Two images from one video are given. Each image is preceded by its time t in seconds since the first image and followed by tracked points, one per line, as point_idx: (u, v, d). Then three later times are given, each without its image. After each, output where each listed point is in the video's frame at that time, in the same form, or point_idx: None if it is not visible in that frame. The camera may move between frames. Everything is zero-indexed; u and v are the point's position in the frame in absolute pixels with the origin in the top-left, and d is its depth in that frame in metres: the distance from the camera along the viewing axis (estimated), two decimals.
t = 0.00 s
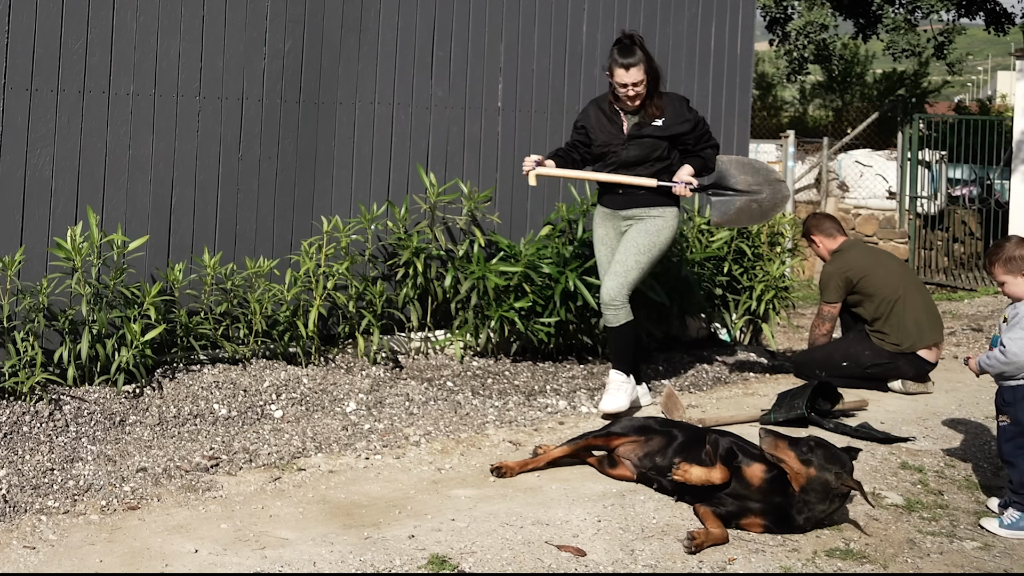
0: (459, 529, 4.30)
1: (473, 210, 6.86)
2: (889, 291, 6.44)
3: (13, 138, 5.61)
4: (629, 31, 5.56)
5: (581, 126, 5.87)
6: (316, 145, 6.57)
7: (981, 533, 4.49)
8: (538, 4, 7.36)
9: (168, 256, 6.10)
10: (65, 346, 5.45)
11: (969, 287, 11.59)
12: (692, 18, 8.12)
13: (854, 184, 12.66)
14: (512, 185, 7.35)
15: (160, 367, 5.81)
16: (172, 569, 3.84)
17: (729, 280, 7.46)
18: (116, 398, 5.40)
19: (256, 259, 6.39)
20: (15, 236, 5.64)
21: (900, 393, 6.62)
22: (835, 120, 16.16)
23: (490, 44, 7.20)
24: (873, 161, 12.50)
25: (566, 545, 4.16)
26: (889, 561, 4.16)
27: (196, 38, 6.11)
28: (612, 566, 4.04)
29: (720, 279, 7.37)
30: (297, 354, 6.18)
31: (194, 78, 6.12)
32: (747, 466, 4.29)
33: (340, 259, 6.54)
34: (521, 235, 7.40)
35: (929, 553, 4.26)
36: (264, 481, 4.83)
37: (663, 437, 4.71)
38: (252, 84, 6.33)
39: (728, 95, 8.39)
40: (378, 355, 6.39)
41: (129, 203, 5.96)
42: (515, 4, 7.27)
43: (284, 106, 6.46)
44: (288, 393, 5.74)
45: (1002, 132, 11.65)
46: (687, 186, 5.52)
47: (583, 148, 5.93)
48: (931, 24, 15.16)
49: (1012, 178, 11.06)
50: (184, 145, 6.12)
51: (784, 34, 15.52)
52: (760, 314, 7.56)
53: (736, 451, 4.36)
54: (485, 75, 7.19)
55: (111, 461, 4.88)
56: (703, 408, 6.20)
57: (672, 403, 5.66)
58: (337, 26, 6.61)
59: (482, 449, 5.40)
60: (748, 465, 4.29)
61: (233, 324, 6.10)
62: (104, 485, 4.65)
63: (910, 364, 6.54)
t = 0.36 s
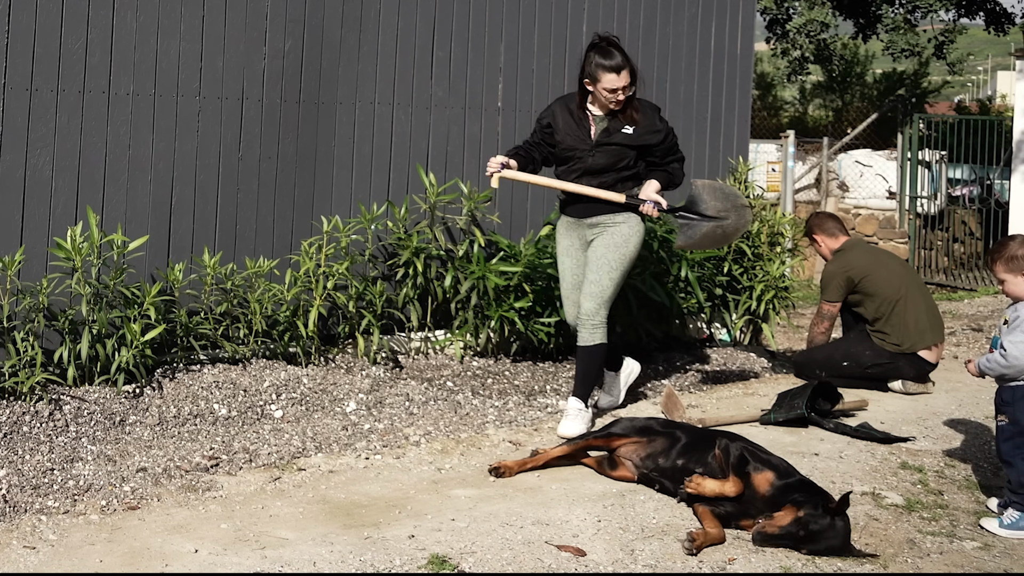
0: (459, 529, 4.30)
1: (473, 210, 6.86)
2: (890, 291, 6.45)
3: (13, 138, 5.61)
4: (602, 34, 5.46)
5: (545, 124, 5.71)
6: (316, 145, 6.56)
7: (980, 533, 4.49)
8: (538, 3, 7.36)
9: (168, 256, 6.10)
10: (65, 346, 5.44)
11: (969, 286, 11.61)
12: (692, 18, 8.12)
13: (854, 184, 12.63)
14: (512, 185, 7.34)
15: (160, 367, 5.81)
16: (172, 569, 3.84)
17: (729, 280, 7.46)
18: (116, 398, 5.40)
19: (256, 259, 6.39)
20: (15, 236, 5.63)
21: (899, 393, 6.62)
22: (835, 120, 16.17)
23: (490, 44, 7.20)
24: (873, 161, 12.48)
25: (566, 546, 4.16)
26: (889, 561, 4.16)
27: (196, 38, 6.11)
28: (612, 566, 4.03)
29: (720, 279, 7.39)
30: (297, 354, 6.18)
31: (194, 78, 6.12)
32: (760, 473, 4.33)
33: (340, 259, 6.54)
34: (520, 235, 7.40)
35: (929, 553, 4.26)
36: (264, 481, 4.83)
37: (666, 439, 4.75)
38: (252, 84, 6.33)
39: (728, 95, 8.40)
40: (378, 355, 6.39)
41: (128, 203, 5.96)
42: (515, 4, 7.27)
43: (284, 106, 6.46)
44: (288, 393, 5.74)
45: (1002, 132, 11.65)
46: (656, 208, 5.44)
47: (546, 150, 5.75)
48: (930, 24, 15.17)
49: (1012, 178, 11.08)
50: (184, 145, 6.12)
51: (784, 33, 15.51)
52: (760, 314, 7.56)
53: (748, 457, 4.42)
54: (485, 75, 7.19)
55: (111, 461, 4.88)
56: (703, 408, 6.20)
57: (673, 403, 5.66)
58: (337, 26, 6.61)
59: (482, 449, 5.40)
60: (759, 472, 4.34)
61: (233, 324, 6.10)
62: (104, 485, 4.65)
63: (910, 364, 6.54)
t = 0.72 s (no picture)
0: (459, 529, 4.30)
1: (473, 210, 6.86)
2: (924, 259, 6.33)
3: (14, 139, 5.61)
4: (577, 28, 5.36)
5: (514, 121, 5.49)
6: (315, 145, 6.56)
7: (981, 533, 4.48)
8: (538, 3, 7.36)
9: (168, 256, 6.10)
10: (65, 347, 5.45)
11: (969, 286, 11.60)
12: (692, 18, 8.12)
13: (854, 184, 12.72)
14: (512, 185, 7.34)
15: (160, 367, 5.82)
16: (172, 569, 3.84)
17: (729, 280, 7.49)
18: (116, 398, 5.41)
19: (257, 259, 6.39)
20: (16, 236, 5.64)
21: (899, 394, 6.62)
22: (835, 120, 16.19)
23: (490, 44, 7.20)
24: (873, 161, 12.58)
25: (566, 545, 4.16)
26: (889, 561, 4.15)
27: (196, 38, 6.11)
28: (611, 566, 4.03)
29: (720, 278, 7.41)
30: (297, 354, 6.19)
31: (194, 78, 6.12)
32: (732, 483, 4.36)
33: (340, 259, 6.54)
34: (520, 235, 7.40)
35: (930, 553, 4.25)
36: (264, 481, 4.83)
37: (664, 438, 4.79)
38: (252, 84, 6.33)
39: (728, 95, 8.40)
40: (378, 355, 6.40)
41: (129, 203, 5.96)
42: (515, 4, 7.26)
43: (284, 106, 6.46)
44: (288, 393, 5.74)
45: (1002, 132, 11.62)
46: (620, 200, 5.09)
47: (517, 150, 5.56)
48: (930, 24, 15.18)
49: (1012, 178, 11.09)
50: (184, 145, 6.12)
51: (783, 33, 15.51)
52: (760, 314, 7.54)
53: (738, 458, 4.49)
54: (485, 75, 7.19)
55: (111, 461, 4.88)
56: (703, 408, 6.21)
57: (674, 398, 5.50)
58: (336, 26, 6.61)
59: (482, 449, 5.41)
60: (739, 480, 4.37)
61: (233, 324, 6.10)
62: (104, 485, 4.65)
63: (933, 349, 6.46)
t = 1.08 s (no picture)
0: (459, 529, 4.30)
1: (474, 210, 6.87)
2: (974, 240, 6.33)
3: (14, 139, 5.61)
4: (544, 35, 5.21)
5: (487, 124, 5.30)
6: (315, 145, 6.56)
7: (981, 533, 4.47)
8: (538, 3, 7.35)
9: (168, 256, 6.10)
10: (65, 347, 5.45)
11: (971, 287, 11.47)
12: (692, 18, 8.12)
13: (854, 184, 12.72)
14: (512, 185, 7.34)
15: (160, 367, 5.82)
16: (171, 569, 3.84)
17: (729, 280, 7.49)
18: (116, 398, 5.41)
19: (257, 259, 6.39)
20: (16, 236, 5.64)
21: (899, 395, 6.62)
22: (835, 120, 16.21)
23: (490, 43, 7.20)
24: (873, 162, 12.60)
25: (566, 545, 4.16)
26: (889, 562, 4.15)
27: (196, 38, 6.11)
28: (611, 566, 4.03)
29: (720, 278, 7.41)
30: (297, 354, 6.19)
31: (194, 79, 6.12)
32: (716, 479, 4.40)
33: (340, 259, 6.54)
34: (521, 235, 7.40)
35: (930, 553, 4.25)
36: (264, 481, 4.83)
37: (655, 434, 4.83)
38: (252, 84, 6.33)
39: (728, 95, 8.39)
40: (378, 355, 6.40)
41: (128, 203, 5.96)
42: (515, 4, 7.26)
43: (284, 106, 6.46)
44: (288, 393, 5.74)
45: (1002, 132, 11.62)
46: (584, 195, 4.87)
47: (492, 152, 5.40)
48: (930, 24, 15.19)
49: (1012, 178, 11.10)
50: (184, 145, 6.12)
51: (783, 33, 15.51)
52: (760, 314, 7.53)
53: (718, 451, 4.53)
54: (485, 75, 7.19)
55: (111, 461, 4.88)
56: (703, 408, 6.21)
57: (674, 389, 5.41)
58: (337, 26, 6.61)
59: (482, 449, 5.41)
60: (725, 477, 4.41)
61: (233, 324, 6.11)
62: (104, 485, 4.65)
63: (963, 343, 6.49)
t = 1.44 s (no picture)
0: (459, 529, 4.30)
1: (473, 210, 6.87)
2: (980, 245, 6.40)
3: (14, 139, 5.61)
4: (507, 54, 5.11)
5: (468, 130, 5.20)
6: (315, 145, 6.56)
7: (981, 533, 4.47)
8: (538, 3, 7.35)
9: (168, 256, 6.10)
10: (65, 347, 5.45)
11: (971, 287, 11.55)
12: (692, 18, 8.12)
13: (854, 184, 12.73)
14: (512, 185, 7.34)
15: (160, 367, 5.82)
16: (171, 569, 3.84)
17: (729, 280, 7.48)
18: (116, 398, 5.41)
19: (257, 259, 6.39)
20: (16, 236, 5.64)
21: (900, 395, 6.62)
22: (835, 120, 16.22)
23: (490, 43, 7.20)
24: (873, 162, 12.56)
25: (566, 545, 4.16)
26: (889, 562, 4.14)
27: (196, 38, 6.11)
28: (611, 566, 4.03)
29: (720, 278, 7.39)
30: (297, 354, 6.18)
31: (194, 79, 6.12)
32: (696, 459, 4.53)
33: (340, 259, 6.55)
34: (521, 235, 7.40)
35: (930, 553, 4.25)
36: (264, 481, 4.83)
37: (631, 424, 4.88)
38: (252, 84, 6.33)
39: (728, 95, 8.39)
40: (378, 355, 6.39)
41: (128, 203, 5.96)
42: (515, 3, 7.26)
43: (284, 106, 6.46)
44: (288, 393, 5.74)
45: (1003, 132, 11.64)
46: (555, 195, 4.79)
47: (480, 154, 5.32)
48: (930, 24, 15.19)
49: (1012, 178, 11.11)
50: (184, 145, 6.12)
51: (784, 33, 15.48)
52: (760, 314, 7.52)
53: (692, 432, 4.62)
54: (485, 75, 7.19)
55: (111, 461, 4.88)
56: (703, 408, 6.21)
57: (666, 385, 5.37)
58: (337, 26, 6.61)
59: (482, 449, 5.41)
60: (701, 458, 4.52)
61: (233, 324, 6.11)
62: (104, 485, 4.65)
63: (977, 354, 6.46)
